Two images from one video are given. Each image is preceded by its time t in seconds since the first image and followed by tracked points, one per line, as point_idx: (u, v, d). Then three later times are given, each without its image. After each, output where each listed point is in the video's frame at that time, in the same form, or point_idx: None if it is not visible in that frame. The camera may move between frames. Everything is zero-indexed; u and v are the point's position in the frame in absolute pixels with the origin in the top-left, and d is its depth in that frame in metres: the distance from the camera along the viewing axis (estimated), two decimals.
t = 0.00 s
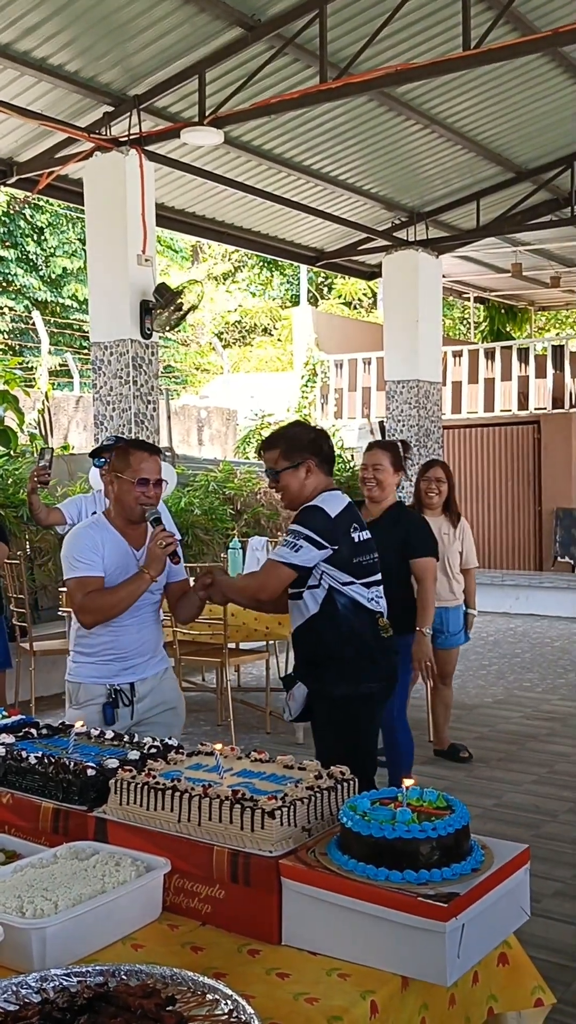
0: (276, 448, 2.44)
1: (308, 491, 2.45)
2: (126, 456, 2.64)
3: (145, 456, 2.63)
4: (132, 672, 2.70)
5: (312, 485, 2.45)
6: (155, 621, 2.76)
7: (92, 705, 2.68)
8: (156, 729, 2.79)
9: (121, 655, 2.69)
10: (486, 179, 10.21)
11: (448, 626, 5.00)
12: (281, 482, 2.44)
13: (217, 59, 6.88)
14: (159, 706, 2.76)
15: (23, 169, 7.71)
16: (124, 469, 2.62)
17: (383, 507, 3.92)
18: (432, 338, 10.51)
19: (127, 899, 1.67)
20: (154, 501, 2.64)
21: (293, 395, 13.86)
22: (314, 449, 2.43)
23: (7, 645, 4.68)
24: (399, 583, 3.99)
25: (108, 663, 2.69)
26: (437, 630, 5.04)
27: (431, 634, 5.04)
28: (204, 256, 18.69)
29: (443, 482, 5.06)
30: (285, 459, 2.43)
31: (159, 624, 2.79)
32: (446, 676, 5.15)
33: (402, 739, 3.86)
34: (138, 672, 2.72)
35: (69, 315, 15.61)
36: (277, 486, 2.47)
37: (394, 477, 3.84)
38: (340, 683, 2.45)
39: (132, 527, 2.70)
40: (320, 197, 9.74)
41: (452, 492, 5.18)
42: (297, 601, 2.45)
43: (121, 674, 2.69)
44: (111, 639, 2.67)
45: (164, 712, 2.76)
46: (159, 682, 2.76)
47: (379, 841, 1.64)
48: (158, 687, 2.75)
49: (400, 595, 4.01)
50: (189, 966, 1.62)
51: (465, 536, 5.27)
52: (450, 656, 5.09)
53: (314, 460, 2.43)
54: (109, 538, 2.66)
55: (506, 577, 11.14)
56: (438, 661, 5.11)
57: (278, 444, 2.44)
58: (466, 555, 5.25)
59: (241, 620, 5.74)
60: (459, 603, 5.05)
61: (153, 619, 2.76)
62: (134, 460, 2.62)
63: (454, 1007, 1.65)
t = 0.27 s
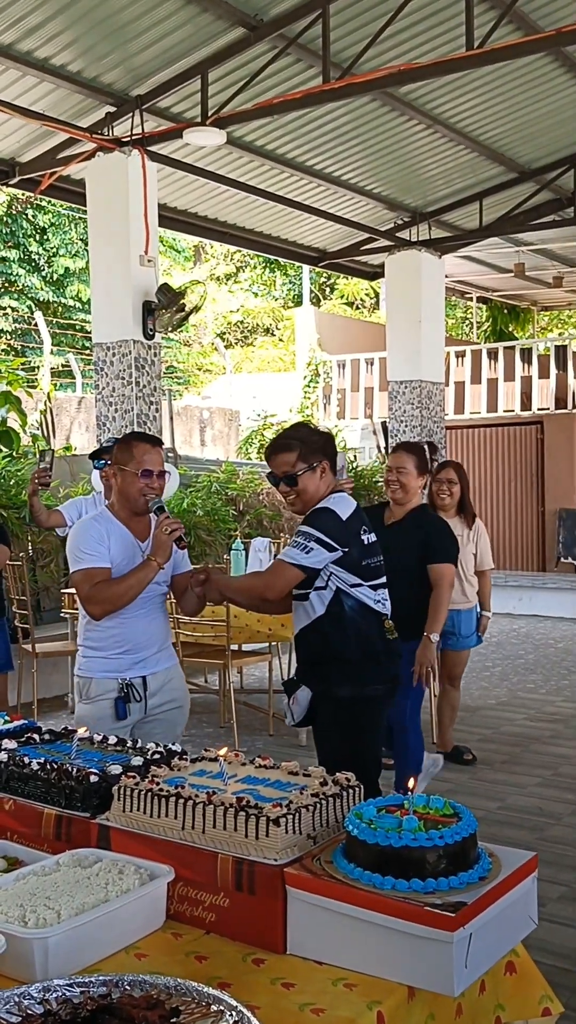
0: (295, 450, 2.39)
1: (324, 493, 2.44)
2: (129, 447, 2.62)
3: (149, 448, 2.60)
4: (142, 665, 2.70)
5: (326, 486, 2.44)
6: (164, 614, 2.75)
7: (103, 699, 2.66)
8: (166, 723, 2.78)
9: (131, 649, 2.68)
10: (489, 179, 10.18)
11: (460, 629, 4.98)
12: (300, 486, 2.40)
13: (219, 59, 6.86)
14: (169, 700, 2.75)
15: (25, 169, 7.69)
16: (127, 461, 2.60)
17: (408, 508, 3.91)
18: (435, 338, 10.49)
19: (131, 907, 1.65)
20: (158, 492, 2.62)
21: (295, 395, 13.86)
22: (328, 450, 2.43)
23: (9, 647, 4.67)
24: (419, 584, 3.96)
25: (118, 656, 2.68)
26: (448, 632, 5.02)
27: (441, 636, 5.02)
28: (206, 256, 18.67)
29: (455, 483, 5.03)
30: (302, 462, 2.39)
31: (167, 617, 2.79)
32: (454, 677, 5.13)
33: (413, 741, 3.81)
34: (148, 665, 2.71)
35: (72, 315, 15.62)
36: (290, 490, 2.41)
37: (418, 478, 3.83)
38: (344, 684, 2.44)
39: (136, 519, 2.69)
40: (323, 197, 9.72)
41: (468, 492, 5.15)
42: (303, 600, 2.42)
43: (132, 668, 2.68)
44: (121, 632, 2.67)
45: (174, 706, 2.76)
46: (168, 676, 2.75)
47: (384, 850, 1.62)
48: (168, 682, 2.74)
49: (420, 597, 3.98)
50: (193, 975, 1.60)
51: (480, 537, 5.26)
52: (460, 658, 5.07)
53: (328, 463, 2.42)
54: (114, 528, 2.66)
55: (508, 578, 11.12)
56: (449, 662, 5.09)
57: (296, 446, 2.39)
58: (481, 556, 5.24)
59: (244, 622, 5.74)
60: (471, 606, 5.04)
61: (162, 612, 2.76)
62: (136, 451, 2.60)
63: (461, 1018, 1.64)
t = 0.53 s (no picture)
0: (305, 447, 2.36)
1: (331, 491, 2.42)
2: (132, 448, 2.61)
3: (153, 451, 2.60)
4: (147, 661, 2.71)
5: (334, 485, 2.42)
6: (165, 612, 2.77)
7: (109, 697, 2.66)
8: (168, 721, 2.79)
9: (136, 647, 2.69)
10: (490, 179, 10.18)
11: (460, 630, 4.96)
12: (306, 483, 2.38)
13: (219, 60, 6.86)
14: (171, 697, 2.77)
15: (25, 170, 7.69)
16: (131, 463, 2.59)
17: (427, 509, 3.89)
18: (436, 339, 10.49)
19: (126, 906, 1.65)
20: (158, 496, 2.62)
21: (296, 395, 13.85)
22: (339, 450, 2.40)
23: (9, 647, 4.66)
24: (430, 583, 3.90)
25: (123, 653, 2.68)
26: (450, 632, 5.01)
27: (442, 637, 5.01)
28: (207, 257, 18.67)
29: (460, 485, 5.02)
30: (313, 459, 2.36)
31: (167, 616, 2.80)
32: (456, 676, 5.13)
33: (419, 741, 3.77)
34: (153, 662, 2.72)
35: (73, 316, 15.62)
36: (297, 486, 2.39)
37: (436, 478, 3.88)
38: (349, 683, 2.44)
39: (133, 519, 2.70)
40: (324, 198, 9.72)
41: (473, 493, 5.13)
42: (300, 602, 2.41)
43: (137, 666, 2.69)
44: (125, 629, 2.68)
45: (177, 702, 2.77)
46: (170, 673, 2.77)
47: (379, 849, 1.62)
48: (171, 679, 2.76)
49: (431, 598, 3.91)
50: (188, 975, 1.60)
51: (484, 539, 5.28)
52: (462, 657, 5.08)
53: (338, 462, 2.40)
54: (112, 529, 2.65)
55: (509, 578, 11.11)
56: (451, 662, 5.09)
57: (306, 444, 2.36)
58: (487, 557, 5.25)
59: (244, 622, 5.74)
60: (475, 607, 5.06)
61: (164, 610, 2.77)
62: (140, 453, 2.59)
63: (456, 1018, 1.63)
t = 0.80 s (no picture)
0: (307, 433, 2.38)
1: (330, 487, 2.39)
2: (118, 447, 2.67)
3: (138, 448, 2.66)
4: (146, 660, 2.70)
5: (332, 482, 2.39)
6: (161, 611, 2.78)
7: (110, 698, 2.65)
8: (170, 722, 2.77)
9: (136, 645, 2.69)
10: (490, 178, 10.16)
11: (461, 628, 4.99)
12: (301, 468, 2.37)
13: (219, 58, 6.84)
14: (172, 696, 2.76)
15: (25, 169, 7.68)
16: (116, 458, 2.65)
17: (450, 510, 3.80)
18: (436, 338, 10.47)
19: (126, 908, 1.64)
20: (144, 490, 2.68)
21: (296, 394, 13.85)
22: (344, 445, 2.40)
23: (8, 647, 4.65)
24: (452, 586, 3.79)
25: (122, 653, 2.67)
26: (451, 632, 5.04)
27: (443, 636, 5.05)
28: (207, 256, 18.66)
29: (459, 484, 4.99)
30: (312, 447, 2.37)
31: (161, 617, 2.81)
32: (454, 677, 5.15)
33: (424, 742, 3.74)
34: (152, 661, 2.71)
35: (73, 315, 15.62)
36: (293, 470, 2.39)
37: (460, 479, 3.80)
38: (344, 695, 2.41)
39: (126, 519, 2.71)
40: (324, 196, 9.70)
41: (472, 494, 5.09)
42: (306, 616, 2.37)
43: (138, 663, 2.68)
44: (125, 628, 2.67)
45: (179, 702, 2.77)
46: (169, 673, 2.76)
47: (380, 851, 1.60)
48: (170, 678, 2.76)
49: (455, 600, 3.79)
50: (188, 977, 1.59)
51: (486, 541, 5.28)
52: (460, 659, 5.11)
53: (340, 456, 2.39)
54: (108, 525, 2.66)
55: (510, 577, 11.11)
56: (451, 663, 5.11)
57: (309, 430, 2.38)
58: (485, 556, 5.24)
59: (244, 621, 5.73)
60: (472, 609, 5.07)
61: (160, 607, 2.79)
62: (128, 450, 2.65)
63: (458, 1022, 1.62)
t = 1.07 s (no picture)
0: (305, 431, 2.38)
1: (329, 486, 2.39)
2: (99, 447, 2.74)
3: (118, 446, 2.75)
4: (131, 661, 2.76)
5: (331, 482, 2.39)
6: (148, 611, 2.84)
7: (94, 698, 2.72)
8: (159, 720, 2.82)
9: (119, 644, 2.75)
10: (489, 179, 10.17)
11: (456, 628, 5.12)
12: (299, 466, 2.37)
13: (218, 58, 6.85)
14: (159, 695, 2.81)
15: (24, 169, 7.70)
16: (99, 457, 2.72)
17: (479, 510, 3.79)
18: (435, 338, 10.48)
19: (125, 904, 1.64)
20: (129, 486, 2.76)
21: (296, 394, 13.86)
22: (343, 443, 2.39)
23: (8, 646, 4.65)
24: (482, 585, 3.77)
25: (106, 654, 2.74)
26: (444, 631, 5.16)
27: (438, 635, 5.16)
28: (207, 256, 18.65)
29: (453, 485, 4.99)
30: (310, 444, 2.37)
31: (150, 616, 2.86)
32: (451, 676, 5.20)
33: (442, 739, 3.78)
34: (137, 661, 2.77)
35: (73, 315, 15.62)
36: (291, 468, 2.39)
37: (487, 478, 3.78)
38: (345, 696, 2.41)
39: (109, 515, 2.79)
40: (323, 197, 9.71)
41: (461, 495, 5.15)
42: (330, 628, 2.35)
43: (122, 663, 2.74)
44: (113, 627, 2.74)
45: (166, 702, 2.82)
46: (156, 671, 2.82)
47: (379, 847, 1.61)
48: (156, 676, 2.81)
49: (483, 600, 3.76)
50: (187, 973, 1.60)
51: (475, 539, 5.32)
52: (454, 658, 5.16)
53: (339, 455, 2.39)
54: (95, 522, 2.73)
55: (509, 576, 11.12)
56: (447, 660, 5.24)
57: (307, 428, 2.38)
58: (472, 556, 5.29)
59: (243, 621, 5.73)
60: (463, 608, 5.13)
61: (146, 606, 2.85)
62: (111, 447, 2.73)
63: (456, 1017, 1.63)
